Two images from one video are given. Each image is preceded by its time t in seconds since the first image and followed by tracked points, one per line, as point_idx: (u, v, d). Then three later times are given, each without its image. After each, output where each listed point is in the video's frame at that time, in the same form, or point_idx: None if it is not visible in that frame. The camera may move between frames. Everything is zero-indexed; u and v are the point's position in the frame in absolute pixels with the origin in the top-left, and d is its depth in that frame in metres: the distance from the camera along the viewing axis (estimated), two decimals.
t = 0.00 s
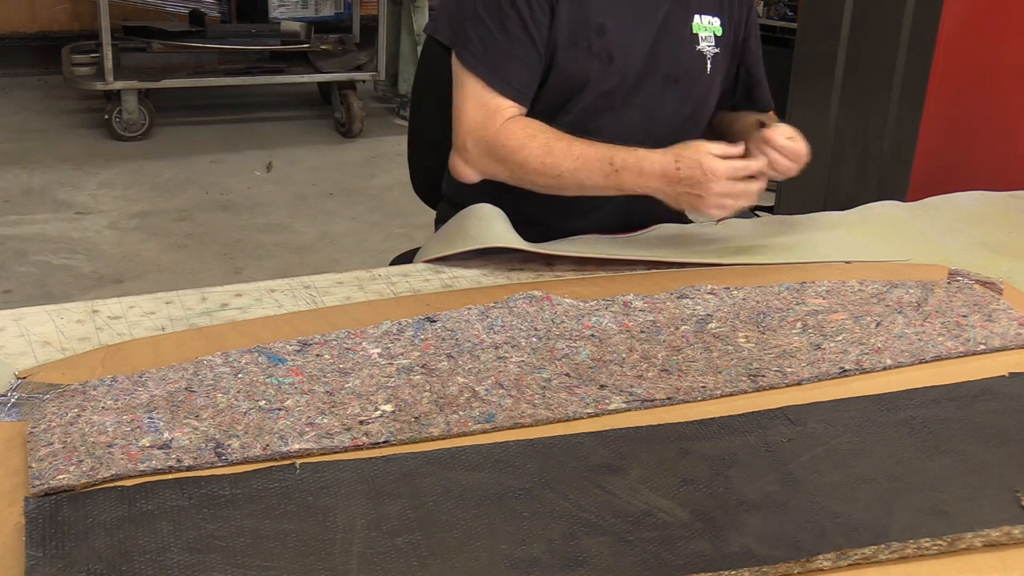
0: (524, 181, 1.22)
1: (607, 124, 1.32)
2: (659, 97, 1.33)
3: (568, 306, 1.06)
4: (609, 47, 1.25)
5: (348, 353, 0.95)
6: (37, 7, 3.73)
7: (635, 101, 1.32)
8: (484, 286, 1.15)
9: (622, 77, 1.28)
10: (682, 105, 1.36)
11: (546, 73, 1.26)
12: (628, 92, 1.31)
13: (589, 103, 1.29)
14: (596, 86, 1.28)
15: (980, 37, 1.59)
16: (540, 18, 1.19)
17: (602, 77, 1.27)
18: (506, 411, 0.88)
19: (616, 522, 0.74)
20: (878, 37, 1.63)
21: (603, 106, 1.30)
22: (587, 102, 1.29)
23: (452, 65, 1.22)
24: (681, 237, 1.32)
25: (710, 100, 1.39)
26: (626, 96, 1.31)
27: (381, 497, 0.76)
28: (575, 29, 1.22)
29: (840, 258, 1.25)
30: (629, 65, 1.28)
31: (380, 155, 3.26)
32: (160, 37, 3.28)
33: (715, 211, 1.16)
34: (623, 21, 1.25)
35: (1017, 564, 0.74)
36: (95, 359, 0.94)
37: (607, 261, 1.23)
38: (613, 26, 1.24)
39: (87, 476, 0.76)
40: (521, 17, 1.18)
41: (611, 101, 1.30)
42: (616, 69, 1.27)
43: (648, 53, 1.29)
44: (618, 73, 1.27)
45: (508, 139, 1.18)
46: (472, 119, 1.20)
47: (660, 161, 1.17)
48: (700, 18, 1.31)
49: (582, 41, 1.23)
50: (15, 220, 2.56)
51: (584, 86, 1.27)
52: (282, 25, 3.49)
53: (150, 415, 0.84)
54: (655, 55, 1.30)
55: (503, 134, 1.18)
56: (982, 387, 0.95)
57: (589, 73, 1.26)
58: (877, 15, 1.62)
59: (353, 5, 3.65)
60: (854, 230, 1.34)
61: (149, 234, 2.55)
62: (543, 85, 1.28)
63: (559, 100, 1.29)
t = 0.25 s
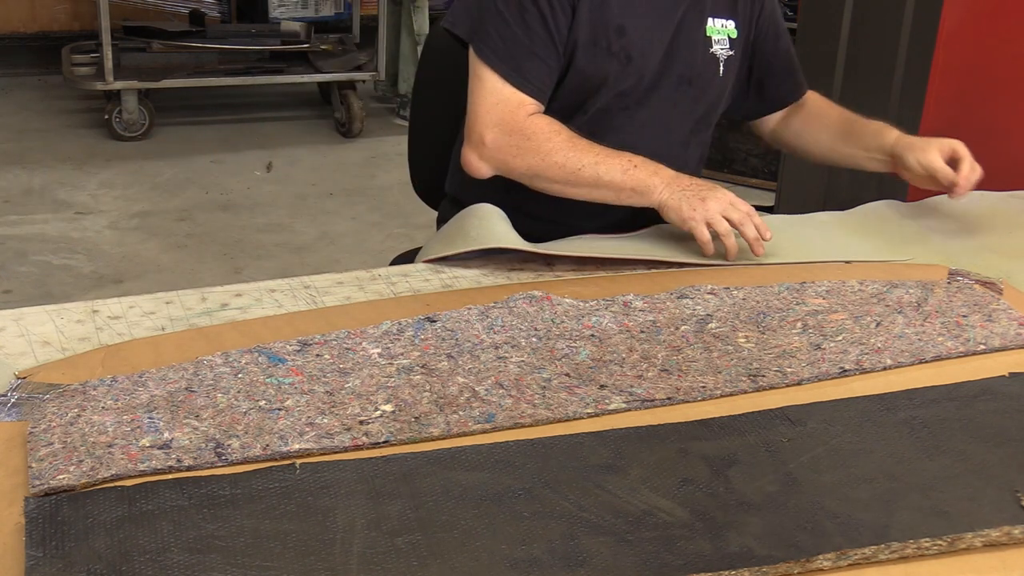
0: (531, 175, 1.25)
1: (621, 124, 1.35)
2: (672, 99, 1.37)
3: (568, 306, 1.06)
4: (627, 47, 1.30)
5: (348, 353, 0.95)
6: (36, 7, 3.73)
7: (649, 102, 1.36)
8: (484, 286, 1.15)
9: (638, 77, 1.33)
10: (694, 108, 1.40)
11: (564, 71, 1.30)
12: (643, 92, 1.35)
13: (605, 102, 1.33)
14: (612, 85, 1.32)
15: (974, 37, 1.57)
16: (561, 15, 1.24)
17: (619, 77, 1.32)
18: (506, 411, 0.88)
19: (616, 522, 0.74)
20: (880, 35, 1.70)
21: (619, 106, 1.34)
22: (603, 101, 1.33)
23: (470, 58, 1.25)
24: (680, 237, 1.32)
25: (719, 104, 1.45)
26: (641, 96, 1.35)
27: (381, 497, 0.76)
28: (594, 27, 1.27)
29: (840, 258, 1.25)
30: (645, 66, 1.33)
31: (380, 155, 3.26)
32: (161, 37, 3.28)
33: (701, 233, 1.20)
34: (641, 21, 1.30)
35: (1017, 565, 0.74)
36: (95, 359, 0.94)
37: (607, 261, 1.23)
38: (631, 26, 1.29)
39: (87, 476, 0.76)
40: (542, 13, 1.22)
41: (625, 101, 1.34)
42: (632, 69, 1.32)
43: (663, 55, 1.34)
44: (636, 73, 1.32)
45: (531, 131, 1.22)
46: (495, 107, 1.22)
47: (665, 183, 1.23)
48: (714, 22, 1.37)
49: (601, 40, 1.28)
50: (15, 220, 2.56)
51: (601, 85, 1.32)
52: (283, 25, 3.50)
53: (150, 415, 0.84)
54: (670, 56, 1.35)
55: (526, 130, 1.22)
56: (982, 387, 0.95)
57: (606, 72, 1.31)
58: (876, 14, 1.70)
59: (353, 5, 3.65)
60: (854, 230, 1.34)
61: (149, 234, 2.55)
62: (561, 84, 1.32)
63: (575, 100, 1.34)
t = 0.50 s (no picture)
0: (538, 174, 1.26)
1: (629, 124, 1.36)
2: (681, 100, 1.38)
3: (568, 306, 1.06)
4: (637, 45, 1.30)
5: (348, 353, 0.95)
6: (36, 7, 3.73)
7: (657, 102, 1.36)
8: (484, 286, 1.15)
9: (647, 77, 1.33)
10: (703, 109, 1.40)
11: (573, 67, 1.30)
12: (652, 91, 1.35)
13: (614, 101, 1.34)
14: (621, 83, 1.32)
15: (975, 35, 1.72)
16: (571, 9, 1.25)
17: (627, 75, 1.32)
18: (506, 411, 0.88)
19: (616, 522, 0.74)
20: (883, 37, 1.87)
21: (627, 104, 1.35)
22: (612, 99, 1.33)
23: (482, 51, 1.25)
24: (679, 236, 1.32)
25: (728, 106, 1.45)
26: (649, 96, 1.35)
27: (380, 497, 0.76)
28: (603, 23, 1.28)
29: (840, 258, 1.25)
30: (654, 65, 1.33)
31: (380, 155, 3.26)
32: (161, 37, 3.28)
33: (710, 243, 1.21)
34: (652, 19, 1.30)
35: (1017, 565, 0.74)
36: (95, 359, 0.94)
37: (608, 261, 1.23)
38: (641, 24, 1.30)
39: (87, 476, 0.76)
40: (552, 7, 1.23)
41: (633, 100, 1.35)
42: (641, 67, 1.32)
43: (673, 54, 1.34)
44: (645, 71, 1.33)
45: (544, 130, 1.23)
46: (509, 100, 1.22)
47: (671, 197, 1.24)
48: (724, 22, 1.38)
49: (610, 37, 1.29)
50: (15, 220, 2.56)
51: (609, 82, 1.32)
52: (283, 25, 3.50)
53: (150, 415, 0.84)
54: (680, 55, 1.35)
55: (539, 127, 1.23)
56: (982, 387, 0.95)
57: (615, 70, 1.31)
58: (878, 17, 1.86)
59: (353, 5, 3.65)
60: (853, 229, 1.35)
61: (149, 233, 2.55)
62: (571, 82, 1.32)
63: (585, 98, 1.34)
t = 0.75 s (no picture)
0: (536, 177, 1.26)
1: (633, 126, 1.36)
2: (686, 103, 1.38)
3: (568, 306, 1.06)
4: (642, 47, 1.31)
5: (349, 353, 0.95)
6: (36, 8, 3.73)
7: (662, 106, 1.36)
8: (484, 286, 1.15)
9: (652, 79, 1.33)
10: (709, 112, 1.40)
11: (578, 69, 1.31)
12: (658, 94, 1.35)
13: (618, 102, 1.34)
14: (625, 85, 1.32)
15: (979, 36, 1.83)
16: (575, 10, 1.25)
17: (632, 78, 1.32)
18: (506, 411, 0.88)
19: (616, 521, 0.74)
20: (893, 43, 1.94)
21: (632, 107, 1.35)
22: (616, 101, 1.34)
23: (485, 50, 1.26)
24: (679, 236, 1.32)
25: (735, 111, 1.45)
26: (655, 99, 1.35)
27: (380, 497, 0.76)
28: (608, 25, 1.28)
29: (840, 258, 1.25)
30: (660, 67, 1.33)
31: (381, 155, 3.26)
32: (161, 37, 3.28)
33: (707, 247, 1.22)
34: (657, 21, 1.31)
35: (1017, 565, 0.74)
36: (95, 359, 0.94)
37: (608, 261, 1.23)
38: (646, 26, 1.30)
39: (87, 476, 0.76)
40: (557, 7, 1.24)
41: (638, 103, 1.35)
42: (646, 69, 1.32)
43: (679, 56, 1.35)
44: (650, 73, 1.33)
45: (543, 132, 1.23)
46: (510, 100, 1.23)
47: (664, 210, 1.25)
48: (730, 26, 1.38)
49: (614, 38, 1.29)
50: (15, 220, 2.56)
51: (614, 84, 1.32)
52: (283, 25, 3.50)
53: (150, 415, 0.84)
54: (685, 58, 1.35)
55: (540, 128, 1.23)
56: (982, 387, 0.95)
57: (619, 73, 1.31)
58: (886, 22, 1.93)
59: (353, 5, 3.65)
60: (853, 229, 1.35)
61: (149, 233, 2.55)
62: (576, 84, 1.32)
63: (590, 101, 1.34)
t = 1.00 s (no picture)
0: (535, 179, 1.26)
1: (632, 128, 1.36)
2: (685, 104, 1.38)
3: (568, 306, 1.06)
4: (640, 49, 1.31)
5: (348, 353, 0.95)
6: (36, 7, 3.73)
7: (661, 107, 1.36)
8: (483, 286, 1.15)
9: (651, 81, 1.33)
10: (708, 113, 1.40)
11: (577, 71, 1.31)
12: (656, 96, 1.35)
13: (617, 104, 1.34)
14: (624, 87, 1.32)
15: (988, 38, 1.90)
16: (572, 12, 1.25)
17: (631, 79, 1.32)
18: (506, 411, 0.88)
19: (616, 521, 0.74)
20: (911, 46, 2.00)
21: (631, 108, 1.35)
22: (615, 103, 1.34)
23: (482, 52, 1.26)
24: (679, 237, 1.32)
25: (735, 111, 1.45)
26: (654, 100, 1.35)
27: (380, 497, 0.76)
28: (606, 27, 1.28)
29: (840, 258, 1.25)
30: (658, 69, 1.33)
31: (380, 155, 3.26)
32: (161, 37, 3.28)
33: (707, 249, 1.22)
34: (655, 22, 1.31)
35: (1017, 565, 0.74)
36: (95, 359, 0.94)
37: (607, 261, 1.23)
38: (644, 28, 1.30)
39: (87, 476, 0.76)
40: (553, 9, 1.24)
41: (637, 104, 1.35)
42: (644, 71, 1.32)
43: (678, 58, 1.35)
44: (649, 75, 1.33)
45: (542, 134, 1.23)
46: (508, 103, 1.23)
47: (664, 210, 1.25)
48: (729, 26, 1.38)
49: (612, 40, 1.29)
50: (15, 220, 2.56)
51: (612, 86, 1.32)
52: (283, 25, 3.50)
53: (150, 415, 0.84)
54: (684, 59, 1.35)
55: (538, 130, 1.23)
56: (981, 387, 0.95)
57: (618, 74, 1.31)
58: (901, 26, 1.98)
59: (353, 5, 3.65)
60: (854, 230, 1.35)
61: (149, 233, 2.54)
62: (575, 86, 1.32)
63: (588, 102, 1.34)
